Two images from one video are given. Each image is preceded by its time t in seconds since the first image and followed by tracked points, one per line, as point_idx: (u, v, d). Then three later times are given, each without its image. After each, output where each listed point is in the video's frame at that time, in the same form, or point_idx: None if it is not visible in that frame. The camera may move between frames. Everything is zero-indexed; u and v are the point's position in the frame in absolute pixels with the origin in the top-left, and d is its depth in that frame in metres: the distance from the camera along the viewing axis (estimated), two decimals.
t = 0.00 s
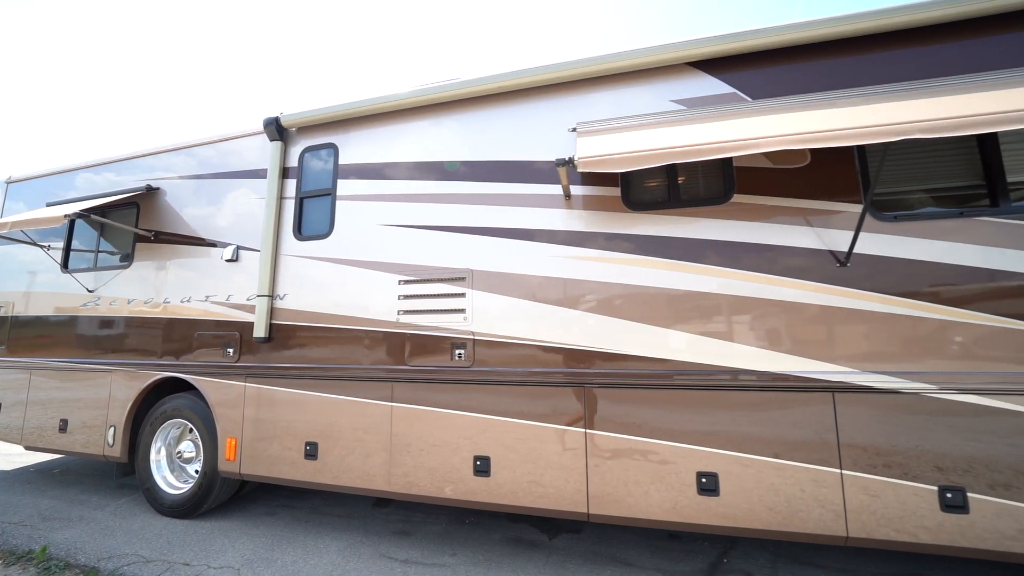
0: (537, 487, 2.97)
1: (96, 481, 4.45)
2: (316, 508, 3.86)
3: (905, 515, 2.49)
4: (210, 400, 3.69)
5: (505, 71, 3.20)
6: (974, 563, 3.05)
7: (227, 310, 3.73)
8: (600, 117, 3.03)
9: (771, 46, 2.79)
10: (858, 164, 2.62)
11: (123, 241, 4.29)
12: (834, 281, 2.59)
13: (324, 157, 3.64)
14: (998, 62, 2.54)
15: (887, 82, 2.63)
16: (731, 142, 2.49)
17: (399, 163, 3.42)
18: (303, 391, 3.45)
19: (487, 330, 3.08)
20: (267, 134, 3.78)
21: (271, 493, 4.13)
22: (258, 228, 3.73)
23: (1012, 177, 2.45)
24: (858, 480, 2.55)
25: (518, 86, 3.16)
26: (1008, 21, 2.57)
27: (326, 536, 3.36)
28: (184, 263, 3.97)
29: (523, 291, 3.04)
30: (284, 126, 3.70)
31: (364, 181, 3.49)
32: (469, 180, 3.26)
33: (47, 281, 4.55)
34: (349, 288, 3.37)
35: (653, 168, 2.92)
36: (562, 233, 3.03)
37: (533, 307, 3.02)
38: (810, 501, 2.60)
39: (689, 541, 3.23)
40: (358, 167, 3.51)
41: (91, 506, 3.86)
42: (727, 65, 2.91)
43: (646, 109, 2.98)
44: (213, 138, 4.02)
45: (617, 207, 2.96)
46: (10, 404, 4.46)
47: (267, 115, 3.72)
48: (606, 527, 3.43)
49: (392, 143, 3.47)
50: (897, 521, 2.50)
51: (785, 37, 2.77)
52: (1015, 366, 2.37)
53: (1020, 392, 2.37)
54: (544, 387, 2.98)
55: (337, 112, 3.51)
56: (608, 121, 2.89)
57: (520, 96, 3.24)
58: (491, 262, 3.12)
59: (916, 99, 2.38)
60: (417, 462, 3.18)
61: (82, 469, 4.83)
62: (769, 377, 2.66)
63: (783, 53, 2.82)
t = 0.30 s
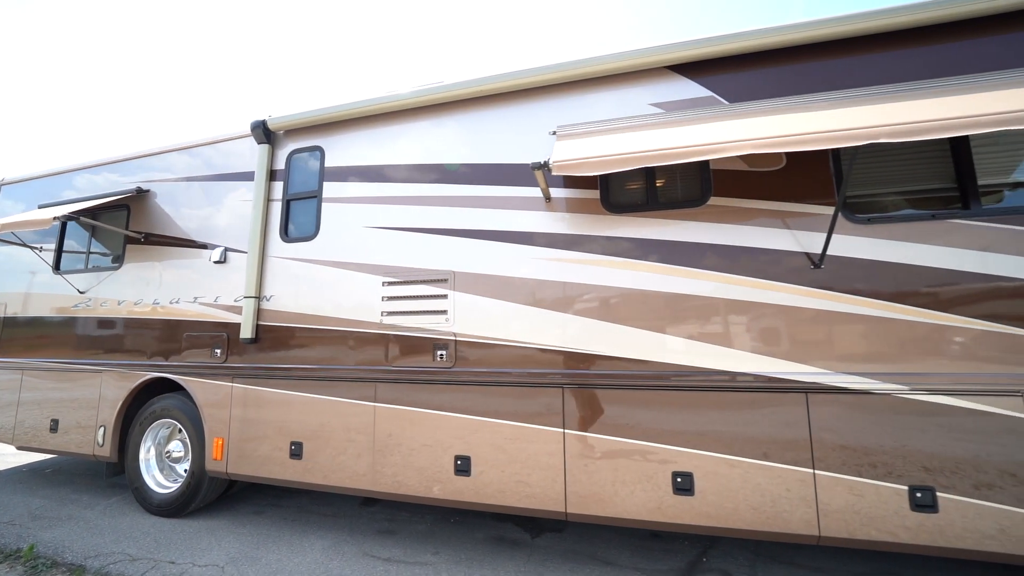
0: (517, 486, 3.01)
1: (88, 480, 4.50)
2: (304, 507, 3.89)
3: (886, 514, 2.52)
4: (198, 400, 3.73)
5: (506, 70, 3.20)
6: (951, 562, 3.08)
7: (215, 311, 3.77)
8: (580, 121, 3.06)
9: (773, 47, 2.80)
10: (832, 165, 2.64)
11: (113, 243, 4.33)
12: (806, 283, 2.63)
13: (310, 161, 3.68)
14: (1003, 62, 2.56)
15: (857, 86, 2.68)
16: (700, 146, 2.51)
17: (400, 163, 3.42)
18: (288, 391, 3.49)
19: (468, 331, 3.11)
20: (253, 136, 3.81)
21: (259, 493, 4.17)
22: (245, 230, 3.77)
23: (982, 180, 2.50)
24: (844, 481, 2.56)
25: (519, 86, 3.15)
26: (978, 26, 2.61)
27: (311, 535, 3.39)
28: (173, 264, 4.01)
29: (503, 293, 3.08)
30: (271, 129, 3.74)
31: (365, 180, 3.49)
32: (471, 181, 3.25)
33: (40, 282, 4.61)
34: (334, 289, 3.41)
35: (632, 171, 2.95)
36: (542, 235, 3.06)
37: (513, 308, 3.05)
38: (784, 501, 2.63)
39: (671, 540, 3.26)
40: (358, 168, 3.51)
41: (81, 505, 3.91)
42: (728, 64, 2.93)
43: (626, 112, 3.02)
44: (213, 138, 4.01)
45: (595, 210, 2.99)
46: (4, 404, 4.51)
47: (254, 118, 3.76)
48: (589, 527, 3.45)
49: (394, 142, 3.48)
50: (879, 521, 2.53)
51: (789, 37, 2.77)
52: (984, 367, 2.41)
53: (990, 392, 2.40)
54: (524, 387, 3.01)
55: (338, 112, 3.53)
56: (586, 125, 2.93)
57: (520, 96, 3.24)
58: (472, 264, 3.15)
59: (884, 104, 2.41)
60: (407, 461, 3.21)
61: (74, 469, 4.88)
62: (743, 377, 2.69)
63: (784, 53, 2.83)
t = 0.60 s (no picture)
0: (499, 484, 3.05)
1: (79, 479, 4.55)
2: (292, 505, 3.94)
3: (861, 512, 2.56)
4: (186, 399, 3.78)
5: (507, 71, 3.21)
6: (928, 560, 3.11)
7: (203, 312, 3.82)
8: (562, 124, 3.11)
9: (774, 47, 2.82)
10: (807, 169, 2.69)
11: (104, 244, 4.38)
12: (779, 284, 2.68)
13: (297, 164, 3.72)
14: (1002, 62, 2.58)
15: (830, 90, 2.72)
16: (672, 149, 2.54)
17: (400, 164, 3.43)
18: (275, 391, 3.54)
19: (451, 331, 3.16)
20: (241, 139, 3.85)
21: (248, 492, 4.22)
22: (233, 231, 3.82)
23: (953, 183, 2.56)
24: (828, 480, 2.59)
25: (521, 86, 3.16)
26: (948, 32, 2.66)
27: (298, 532, 3.44)
28: (162, 265, 4.06)
29: (485, 294, 3.12)
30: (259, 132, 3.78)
31: (365, 180, 3.51)
32: (469, 182, 3.26)
33: (33, 283, 4.67)
34: (320, 290, 3.45)
35: (612, 174, 2.99)
36: (523, 237, 3.10)
37: (494, 309, 3.09)
38: (758, 499, 2.67)
39: (652, 538, 3.29)
40: (358, 169, 3.51)
41: (71, 504, 3.95)
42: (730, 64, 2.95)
43: (607, 115, 3.07)
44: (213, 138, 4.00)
45: (575, 212, 3.03)
46: None
47: (243, 121, 3.80)
48: (572, 525, 3.49)
49: (395, 142, 3.49)
50: (857, 519, 2.56)
51: (790, 37, 2.79)
52: (952, 366, 2.46)
53: (958, 392, 2.45)
54: (505, 387, 3.06)
55: (338, 112, 3.54)
56: (566, 127, 2.96)
57: (522, 96, 3.25)
58: (455, 265, 3.19)
59: (858, 107, 2.45)
60: (397, 460, 3.24)
61: (67, 468, 4.93)
62: (717, 377, 2.74)
63: (785, 53, 2.85)
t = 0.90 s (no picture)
0: (479, 482, 3.10)
1: (72, 477, 4.60)
2: (281, 503, 3.99)
3: (831, 509, 2.61)
4: (175, 398, 3.83)
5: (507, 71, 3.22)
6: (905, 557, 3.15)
7: (192, 312, 3.87)
8: (541, 126, 3.15)
9: (773, 48, 2.83)
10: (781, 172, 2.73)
11: (96, 244, 4.44)
12: (751, 285, 2.73)
13: (284, 166, 3.77)
14: (994, 63, 2.59)
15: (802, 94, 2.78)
16: (644, 153, 2.61)
17: (401, 164, 3.44)
18: (262, 390, 3.60)
19: (432, 331, 3.21)
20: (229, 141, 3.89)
21: (238, 490, 4.27)
22: (222, 232, 3.87)
23: (924, 185, 2.61)
24: (811, 480, 2.63)
25: (521, 86, 3.17)
26: (918, 36, 2.70)
27: (284, 529, 3.49)
28: (152, 266, 4.11)
29: (466, 294, 3.17)
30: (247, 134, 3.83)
31: (365, 180, 3.53)
32: (466, 184, 3.27)
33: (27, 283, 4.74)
34: (307, 290, 3.50)
35: (590, 176, 3.04)
36: (504, 238, 3.14)
37: (474, 309, 3.14)
38: (730, 497, 2.72)
39: (633, 536, 3.33)
40: (358, 169, 3.54)
41: (63, 501, 4.01)
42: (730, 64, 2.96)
43: (586, 118, 3.11)
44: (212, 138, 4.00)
45: (555, 213, 3.08)
46: None
47: (231, 124, 3.84)
48: (554, 523, 3.54)
49: (395, 142, 3.50)
50: (827, 516, 2.61)
51: (790, 37, 2.80)
52: (920, 366, 2.51)
53: (925, 391, 2.51)
54: (485, 385, 3.11)
55: (340, 112, 3.56)
56: (545, 131, 3.01)
57: (522, 96, 3.26)
58: (437, 266, 3.24)
59: (826, 112, 2.50)
60: (388, 459, 3.27)
61: (60, 467, 4.99)
62: (691, 376, 2.79)
63: (784, 53, 2.85)
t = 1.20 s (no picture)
0: (461, 480, 3.14)
1: (64, 476, 4.65)
2: (269, 502, 4.04)
3: (804, 508, 2.65)
4: (165, 397, 3.88)
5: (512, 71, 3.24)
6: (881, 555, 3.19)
7: (182, 312, 3.92)
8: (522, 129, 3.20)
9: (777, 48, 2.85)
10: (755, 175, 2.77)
11: (88, 245, 4.49)
12: (725, 287, 2.77)
13: (272, 168, 3.82)
14: (969, 67, 2.64)
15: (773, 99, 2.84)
16: (616, 157, 2.64)
17: (404, 164, 3.45)
18: (250, 389, 3.64)
19: (415, 332, 3.25)
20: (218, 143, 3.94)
21: (228, 489, 4.32)
22: (211, 233, 3.91)
23: (895, 188, 2.65)
24: (795, 480, 2.65)
25: (526, 86, 3.18)
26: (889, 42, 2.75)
27: (271, 527, 3.54)
28: (143, 267, 4.16)
29: (449, 295, 3.21)
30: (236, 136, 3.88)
31: (366, 180, 3.55)
32: (461, 186, 3.28)
33: (21, 284, 4.79)
34: (294, 291, 3.55)
35: (570, 179, 3.08)
36: (485, 241, 3.18)
37: (456, 310, 3.19)
38: (703, 495, 2.76)
39: (614, 534, 3.38)
40: (358, 170, 3.55)
41: (54, 500, 4.06)
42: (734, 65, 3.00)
43: (566, 121, 3.16)
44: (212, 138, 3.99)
45: (535, 215, 3.12)
46: None
47: (220, 127, 3.90)
48: (537, 521, 3.58)
49: (395, 143, 3.51)
50: (800, 514, 2.64)
51: (795, 38, 2.83)
52: (889, 366, 2.55)
53: (895, 391, 2.55)
54: (467, 385, 3.16)
55: (346, 112, 3.56)
56: (526, 134, 3.06)
57: (527, 96, 3.28)
58: (421, 268, 3.28)
59: (796, 116, 2.55)
60: (379, 458, 3.30)
61: (53, 466, 5.04)
62: (666, 377, 2.83)
63: (789, 53, 2.87)
